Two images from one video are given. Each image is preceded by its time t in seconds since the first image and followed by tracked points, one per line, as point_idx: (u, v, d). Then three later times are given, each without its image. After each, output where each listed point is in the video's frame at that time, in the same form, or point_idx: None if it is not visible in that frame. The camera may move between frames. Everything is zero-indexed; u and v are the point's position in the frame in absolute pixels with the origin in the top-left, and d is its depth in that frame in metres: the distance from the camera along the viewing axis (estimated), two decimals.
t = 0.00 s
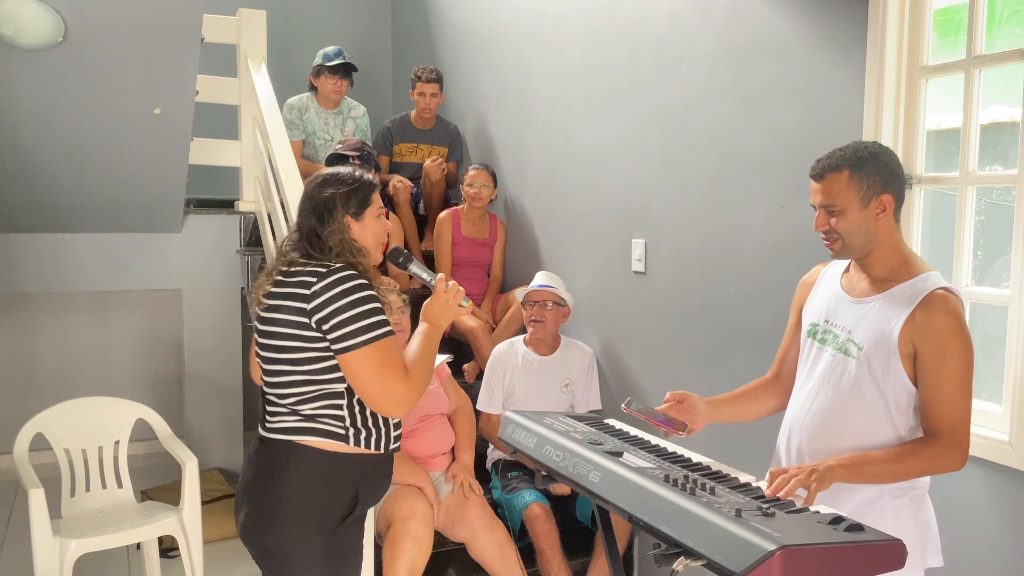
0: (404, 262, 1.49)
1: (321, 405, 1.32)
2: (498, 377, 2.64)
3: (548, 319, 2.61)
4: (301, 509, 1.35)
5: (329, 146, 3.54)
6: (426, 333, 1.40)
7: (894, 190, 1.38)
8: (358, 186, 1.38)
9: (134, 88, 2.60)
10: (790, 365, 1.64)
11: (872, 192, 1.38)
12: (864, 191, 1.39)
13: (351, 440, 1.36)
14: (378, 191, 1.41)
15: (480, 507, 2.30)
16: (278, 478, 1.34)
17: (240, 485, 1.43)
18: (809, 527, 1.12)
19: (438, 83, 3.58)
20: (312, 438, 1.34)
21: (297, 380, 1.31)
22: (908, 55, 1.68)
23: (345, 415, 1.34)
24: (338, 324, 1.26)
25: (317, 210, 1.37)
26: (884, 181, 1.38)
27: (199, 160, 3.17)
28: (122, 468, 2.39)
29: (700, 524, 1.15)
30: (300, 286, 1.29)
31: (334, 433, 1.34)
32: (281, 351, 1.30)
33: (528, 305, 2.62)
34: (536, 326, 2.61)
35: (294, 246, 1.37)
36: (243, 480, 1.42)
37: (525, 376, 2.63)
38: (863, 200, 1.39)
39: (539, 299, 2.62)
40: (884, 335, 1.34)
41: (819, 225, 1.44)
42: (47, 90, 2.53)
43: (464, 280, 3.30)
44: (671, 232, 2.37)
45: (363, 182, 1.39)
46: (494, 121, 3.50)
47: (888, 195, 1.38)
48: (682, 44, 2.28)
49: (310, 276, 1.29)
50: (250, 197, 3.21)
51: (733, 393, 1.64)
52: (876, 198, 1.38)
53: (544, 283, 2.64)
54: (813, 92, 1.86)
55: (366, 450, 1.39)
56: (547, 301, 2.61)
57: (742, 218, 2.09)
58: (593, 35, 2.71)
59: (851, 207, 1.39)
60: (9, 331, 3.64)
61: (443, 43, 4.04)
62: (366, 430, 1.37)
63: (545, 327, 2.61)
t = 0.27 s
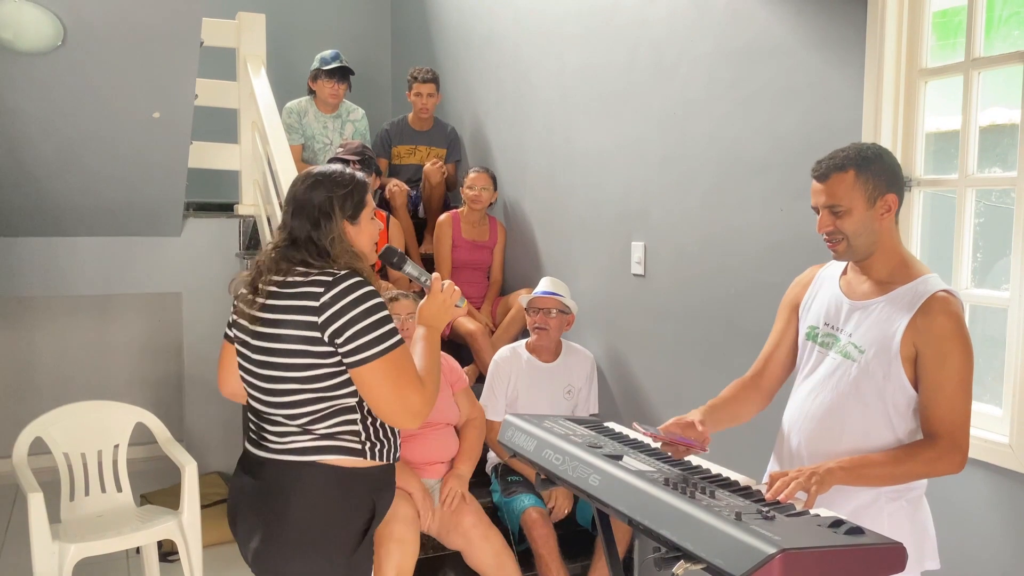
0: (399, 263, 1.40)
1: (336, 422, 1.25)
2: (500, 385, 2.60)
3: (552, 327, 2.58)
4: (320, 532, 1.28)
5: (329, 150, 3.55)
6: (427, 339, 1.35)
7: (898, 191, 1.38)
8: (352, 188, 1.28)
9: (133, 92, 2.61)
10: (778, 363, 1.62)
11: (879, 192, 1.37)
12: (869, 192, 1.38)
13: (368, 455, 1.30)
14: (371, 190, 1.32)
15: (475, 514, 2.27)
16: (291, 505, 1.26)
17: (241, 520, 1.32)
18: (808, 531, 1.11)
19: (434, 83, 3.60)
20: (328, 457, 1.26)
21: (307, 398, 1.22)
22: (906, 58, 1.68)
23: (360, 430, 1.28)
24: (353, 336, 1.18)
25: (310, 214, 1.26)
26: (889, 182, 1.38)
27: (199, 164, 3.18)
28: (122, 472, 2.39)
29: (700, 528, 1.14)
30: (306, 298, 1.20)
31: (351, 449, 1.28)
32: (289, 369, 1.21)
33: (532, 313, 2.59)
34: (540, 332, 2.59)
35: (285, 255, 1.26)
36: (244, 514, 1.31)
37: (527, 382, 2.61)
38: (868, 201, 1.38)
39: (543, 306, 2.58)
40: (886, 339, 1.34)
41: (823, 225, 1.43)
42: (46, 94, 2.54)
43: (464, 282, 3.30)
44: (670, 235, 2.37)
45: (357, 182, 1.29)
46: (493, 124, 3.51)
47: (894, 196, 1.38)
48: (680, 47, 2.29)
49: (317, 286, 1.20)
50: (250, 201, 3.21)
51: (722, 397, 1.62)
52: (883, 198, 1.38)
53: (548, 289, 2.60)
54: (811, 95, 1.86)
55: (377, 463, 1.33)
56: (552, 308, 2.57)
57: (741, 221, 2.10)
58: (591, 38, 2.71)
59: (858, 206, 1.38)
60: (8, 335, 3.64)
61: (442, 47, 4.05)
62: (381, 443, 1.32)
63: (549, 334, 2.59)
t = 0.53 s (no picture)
0: (392, 265, 1.37)
1: (329, 435, 1.22)
2: (504, 383, 2.60)
3: (557, 331, 2.57)
4: (320, 546, 1.25)
5: (328, 152, 3.55)
6: (418, 348, 1.30)
7: (904, 192, 1.38)
8: (338, 193, 1.22)
9: (133, 95, 2.61)
10: (774, 356, 1.58)
11: (887, 192, 1.37)
12: (876, 192, 1.37)
13: (365, 465, 1.27)
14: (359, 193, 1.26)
15: (468, 522, 2.25)
16: (289, 521, 1.23)
17: (235, 538, 1.29)
18: (810, 534, 1.11)
19: (429, 82, 3.62)
20: (325, 470, 1.23)
21: (296, 412, 1.19)
22: (907, 60, 1.68)
23: (354, 441, 1.25)
24: (339, 350, 1.14)
25: (293, 221, 1.21)
26: (896, 183, 1.38)
27: (199, 166, 3.18)
28: (122, 475, 2.39)
29: (701, 530, 1.14)
30: (291, 310, 1.16)
31: (346, 460, 1.25)
32: (276, 383, 1.17)
33: (538, 315, 2.59)
34: (544, 336, 2.58)
35: (270, 263, 1.21)
36: (238, 534, 1.28)
37: (530, 385, 2.60)
38: (876, 201, 1.37)
39: (548, 309, 2.57)
40: (893, 341, 1.33)
41: (829, 225, 1.41)
42: (47, 97, 2.54)
43: (464, 284, 3.30)
44: (670, 236, 2.37)
45: (343, 186, 1.24)
46: (493, 126, 3.51)
47: (901, 197, 1.37)
48: (680, 48, 2.29)
49: (302, 298, 1.16)
50: (250, 203, 3.22)
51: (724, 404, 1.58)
52: (890, 199, 1.37)
53: (553, 293, 2.60)
54: (811, 97, 1.86)
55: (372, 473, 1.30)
56: (557, 312, 2.57)
57: (741, 222, 2.10)
58: (591, 39, 2.71)
59: (867, 206, 1.36)
60: (8, 338, 3.64)
61: (441, 48, 4.05)
62: (378, 452, 1.29)
63: (553, 338, 2.58)
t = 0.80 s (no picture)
0: (388, 269, 1.36)
1: (316, 441, 1.21)
2: (501, 386, 2.60)
3: (555, 331, 2.57)
4: (309, 550, 1.24)
5: (328, 152, 3.55)
6: (413, 354, 1.26)
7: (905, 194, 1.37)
8: (338, 195, 1.22)
9: (134, 96, 2.61)
10: (776, 355, 1.56)
11: (887, 195, 1.36)
12: (878, 195, 1.36)
13: (356, 471, 1.26)
14: (361, 196, 1.25)
15: (470, 523, 2.25)
16: (276, 523, 1.23)
17: (227, 541, 1.29)
18: (812, 534, 1.10)
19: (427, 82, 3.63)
20: (312, 475, 1.23)
21: (283, 417, 1.19)
22: (907, 59, 1.68)
23: (343, 448, 1.24)
24: (323, 359, 1.12)
25: (291, 220, 1.21)
26: (897, 185, 1.37)
27: (199, 167, 3.18)
28: (122, 477, 2.39)
29: (703, 531, 1.14)
30: (279, 314, 1.15)
31: (337, 466, 1.24)
32: (265, 388, 1.17)
33: (534, 316, 2.59)
34: (542, 336, 2.58)
35: (265, 262, 1.22)
36: (228, 533, 1.29)
37: (528, 386, 2.60)
38: (878, 203, 1.36)
39: (546, 309, 2.57)
40: (896, 341, 1.33)
41: (830, 226, 1.41)
42: (47, 98, 2.53)
43: (464, 285, 3.30)
44: (670, 236, 2.37)
45: (344, 188, 1.23)
46: (493, 127, 3.51)
47: (902, 199, 1.37)
48: (680, 48, 2.29)
49: (291, 302, 1.15)
50: (250, 204, 3.22)
51: (731, 406, 1.56)
52: (891, 201, 1.37)
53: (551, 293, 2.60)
54: (811, 97, 1.86)
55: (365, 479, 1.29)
56: (555, 312, 2.57)
57: (742, 223, 2.09)
58: (591, 40, 2.71)
59: (868, 208, 1.36)
60: (9, 339, 3.64)
61: (441, 49, 4.05)
62: (369, 458, 1.28)
63: (551, 338, 2.58)
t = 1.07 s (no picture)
0: (388, 273, 1.36)
1: (309, 444, 1.21)
2: (501, 384, 2.60)
3: (555, 331, 2.57)
4: (303, 552, 1.24)
5: (328, 153, 3.56)
6: (408, 361, 1.26)
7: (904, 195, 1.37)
8: (337, 198, 1.22)
9: (134, 97, 2.61)
10: (781, 360, 1.55)
11: (887, 196, 1.36)
12: (877, 196, 1.36)
13: (349, 474, 1.26)
14: (361, 201, 1.25)
15: (471, 523, 2.25)
16: (271, 526, 1.23)
17: (220, 542, 1.29)
18: (813, 535, 1.10)
19: (428, 85, 3.63)
20: (307, 477, 1.23)
21: (276, 420, 1.19)
22: (908, 60, 1.68)
23: (337, 451, 1.24)
24: (315, 365, 1.12)
25: (290, 224, 1.21)
26: (897, 187, 1.36)
27: (199, 168, 3.18)
28: (122, 478, 2.39)
29: (704, 533, 1.14)
30: (273, 318, 1.15)
31: (331, 469, 1.24)
32: (258, 391, 1.17)
33: (535, 316, 2.59)
34: (542, 336, 2.58)
35: (263, 265, 1.22)
36: (222, 534, 1.28)
37: (528, 385, 2.60)
38: (878, 205, 1.36)
39: (546, 309, 2.58)
40: (897, 343, 1.33)
41: (830, 229, 1.40)
42: (47, 99, 2.54)
43: (465, 286, 3.30)
44: (671, 237, 2.37)
45: (344, 192, 1.23)
46: (493, 127, 3.51)
47: (901, 200, 1.37)
48: (680, 49, 2.29)
49: (285, 307, 1.15)
50: (251, 205, 3.22)
51: (739, 410, 1.55)
52: (891, 202, 1.36)
53: (551, 293, 2.61)
54: (811, 98, 1.86)
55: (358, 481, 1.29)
56: (555, 312, 2.57)
57: (742, 223, 2.09)
58: (592, 41, 2.71)
59: (867, 211, 1.36)
60: (9, 339, 3.64)
61: (442, 50, 4.06)
62: (362, 461, 1.28)
63: (551, 338, 2.58)
